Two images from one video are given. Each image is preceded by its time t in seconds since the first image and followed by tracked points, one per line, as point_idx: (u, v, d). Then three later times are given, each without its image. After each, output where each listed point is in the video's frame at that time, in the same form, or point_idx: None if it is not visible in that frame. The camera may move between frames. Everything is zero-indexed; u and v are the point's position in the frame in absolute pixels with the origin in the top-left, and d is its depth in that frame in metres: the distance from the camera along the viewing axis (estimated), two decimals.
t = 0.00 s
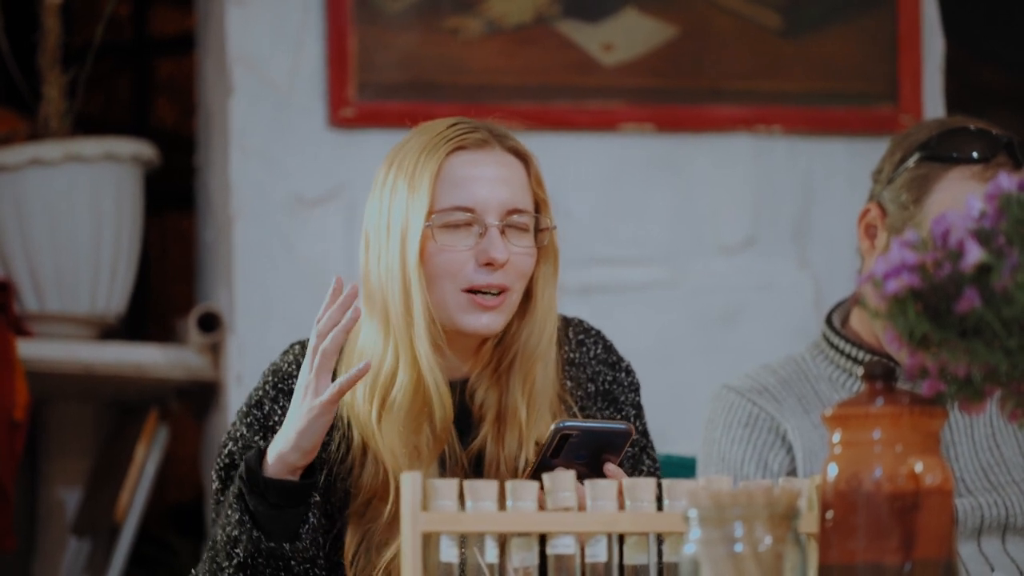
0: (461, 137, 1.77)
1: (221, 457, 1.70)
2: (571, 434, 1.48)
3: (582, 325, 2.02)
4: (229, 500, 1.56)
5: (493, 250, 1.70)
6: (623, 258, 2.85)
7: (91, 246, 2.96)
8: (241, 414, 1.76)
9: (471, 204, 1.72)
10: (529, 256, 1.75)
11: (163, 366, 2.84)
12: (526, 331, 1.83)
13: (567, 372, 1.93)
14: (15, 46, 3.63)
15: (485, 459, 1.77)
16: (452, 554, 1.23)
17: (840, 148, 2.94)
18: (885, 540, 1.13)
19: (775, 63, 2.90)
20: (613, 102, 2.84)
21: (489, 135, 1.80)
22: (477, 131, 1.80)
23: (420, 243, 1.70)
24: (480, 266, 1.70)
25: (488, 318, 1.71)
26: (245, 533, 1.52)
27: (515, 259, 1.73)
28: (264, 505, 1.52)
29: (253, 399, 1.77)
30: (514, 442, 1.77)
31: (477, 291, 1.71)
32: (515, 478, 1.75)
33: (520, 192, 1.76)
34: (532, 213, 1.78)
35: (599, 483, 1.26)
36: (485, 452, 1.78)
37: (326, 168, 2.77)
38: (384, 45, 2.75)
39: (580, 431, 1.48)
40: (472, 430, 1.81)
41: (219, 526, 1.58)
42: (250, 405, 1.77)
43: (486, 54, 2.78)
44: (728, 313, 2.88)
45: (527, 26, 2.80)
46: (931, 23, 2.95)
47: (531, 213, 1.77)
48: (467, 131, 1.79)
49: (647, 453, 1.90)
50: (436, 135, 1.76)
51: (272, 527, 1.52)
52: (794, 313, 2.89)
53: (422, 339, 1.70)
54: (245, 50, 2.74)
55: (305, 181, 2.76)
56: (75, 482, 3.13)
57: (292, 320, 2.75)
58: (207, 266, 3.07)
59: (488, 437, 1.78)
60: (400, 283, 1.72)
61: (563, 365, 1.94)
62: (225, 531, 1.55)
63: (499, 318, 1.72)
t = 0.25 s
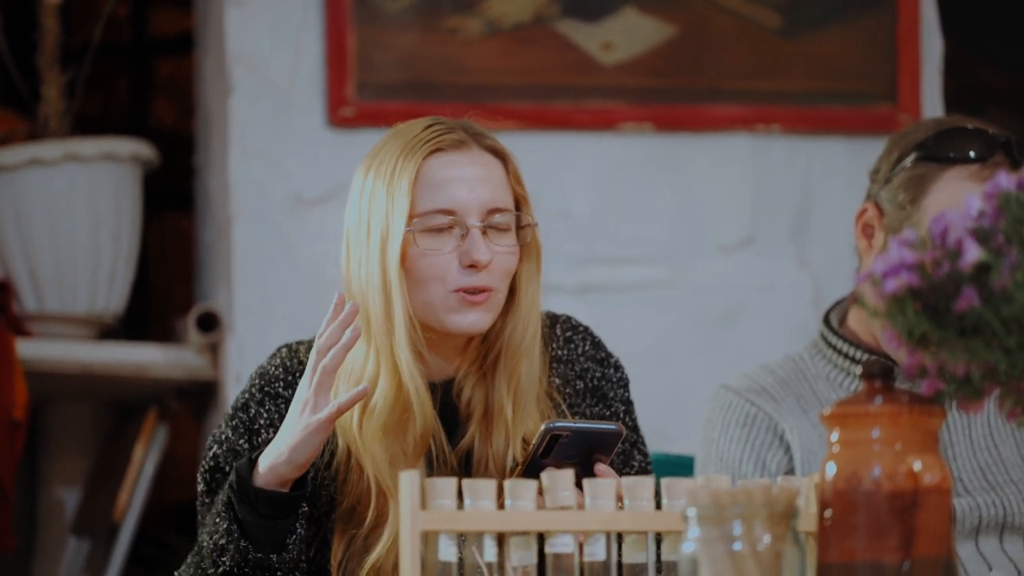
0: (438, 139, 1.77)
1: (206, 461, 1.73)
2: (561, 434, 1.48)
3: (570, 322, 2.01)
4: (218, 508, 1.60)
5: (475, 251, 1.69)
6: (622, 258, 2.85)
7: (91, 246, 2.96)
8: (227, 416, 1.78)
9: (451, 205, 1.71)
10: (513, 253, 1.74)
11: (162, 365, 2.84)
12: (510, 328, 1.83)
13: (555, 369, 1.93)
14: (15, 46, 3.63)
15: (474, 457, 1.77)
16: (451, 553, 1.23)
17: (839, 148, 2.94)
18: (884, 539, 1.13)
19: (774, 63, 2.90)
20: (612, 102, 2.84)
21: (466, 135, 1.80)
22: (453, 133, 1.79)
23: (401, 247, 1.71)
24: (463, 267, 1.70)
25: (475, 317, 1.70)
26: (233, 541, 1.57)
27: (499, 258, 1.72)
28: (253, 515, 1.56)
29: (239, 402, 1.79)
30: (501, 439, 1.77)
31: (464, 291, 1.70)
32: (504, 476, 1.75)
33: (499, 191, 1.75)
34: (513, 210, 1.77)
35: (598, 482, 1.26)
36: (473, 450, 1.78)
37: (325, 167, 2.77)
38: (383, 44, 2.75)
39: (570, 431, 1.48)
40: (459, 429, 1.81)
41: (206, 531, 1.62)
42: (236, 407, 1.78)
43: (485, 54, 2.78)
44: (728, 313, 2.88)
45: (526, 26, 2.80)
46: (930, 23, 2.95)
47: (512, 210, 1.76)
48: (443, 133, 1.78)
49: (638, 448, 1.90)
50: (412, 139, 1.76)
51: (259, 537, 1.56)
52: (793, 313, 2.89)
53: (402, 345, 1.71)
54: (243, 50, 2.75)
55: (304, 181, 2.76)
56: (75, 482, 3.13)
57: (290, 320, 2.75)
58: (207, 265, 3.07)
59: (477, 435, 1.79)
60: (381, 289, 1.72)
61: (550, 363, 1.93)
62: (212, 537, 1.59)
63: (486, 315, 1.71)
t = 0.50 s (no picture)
0: (426, 145, 1.75)
1: (196, 463, 1.72)
2: (558, 438, 1.48)
3: (562, 319, 2.01)
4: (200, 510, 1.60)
5: (466, 261, 1.69)
6: (621, 256, 2.85)
7: (89, 245, 2.96)
8: (217, 419, 1.78)
9: (442, 214, 1.70)
10: (502, 259, 1.74)
11: (161, 365, 2.84)
12: (500, 329, 1.82)
13: (547, 366, 1.93)
14: (12, 46, 3.63)
15: (466, 454, 1.79)
16: (450, 552, 1.23)
17: (837, 146, 2.94)
18: (882, 537, 1.14)
19: (772, 61, 2.90)
20: (611, 100, 2.84)
21: (455, 139, 1.77)
22: (443, 138, 1.77)
23: (392, 258, 1.70)
24: (454, 276, 1.70)
25: (467, 325, 1.71)
26: (212, 543, 1.56)
27: (488, 265, 1.72)
28: (233, 517, 1.56)
29: (228, 404, 1.79)
30: (491, 439, 1.78)
31: (455, 300, 1.71)
32: (496, 476, 1.76)
33: (490, 196, 1.74)
34: (504, 215, 1.76)
35: (597, 481, 1.26)
36: (464, 447, 1.79)
37: (323, 167, 2.76)
38: (381, 43, 2.75)
39: (566, 436, 1.48)
40: (451, 427, 1.82)
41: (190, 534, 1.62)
42: (225, 410, 1.78)
43: (483, 52, 2.78)
44: (726, 312, 2.88)
45: (524, 24, 2.80)
46: (928, 21, 2.95)
47: (502, 216, 1.75)
48: (432, 138, 1.76)
49: (632, 444, 1.91)
50: (401, 145, 1.74)
51: (238, 539, 1.56)
52: (791, 311, 2.89)
53: (391, 358, 1.71)
54: (241, 50, 2.75)
55: (302, 179, 2.76)
56: (73, 481, 3.13)
57: (288, 319, 2.75)
58: (205, 264, 3.07)
59: (467, 433, 1.79)
60: (369, 296, 1.72)
61: (541, 359, 1.93)
62: (193, 541, 1.59)
63: (477, 323, 1.72)
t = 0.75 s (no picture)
0: (426, 154, 1.72)
1: (197, 468, 1.73)
2: (557, 439, 1.48)
3: (560, 316, 2.01)
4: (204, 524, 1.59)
5: (466, 272, 1.68)
6: (623, 254, 2.85)
7: (90, 244, 2.96)
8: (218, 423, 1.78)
9: (443, 225, 1.69)
10: (501, 267, 1.74)
11: (163, 363, 2.84)
12: (497, 332, 1.82)
13: (546, 363, 1.92)
14: (15, 44, 3.63)
15: (464, 452, 1.79)
16: (453, 549, 1.22)
17: (839, 144, 2.94)
18: (885, 534, 1.14)
19: (773, 59, 2.90)
20: (613, 98, 2.83)
21: (455, 146, 1.75)
22: (443, 145, 1.74)
23: (392, 268, 1.70)
24: (453, 286, 1.70)
25: (465, 333, 1.71)
26: (222, 560, 1.57)
27: (487, 274, 1.71)
28: (241, 534, 1.56)
29: (229, 407, 1.79)
30: (489, 439, 1.78)
31: (453, 309, 1.71)
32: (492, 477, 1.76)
33: (490, 204, 1.73)
34: (503, 222, 1.76)
35: (599, 479, 1.27)
36: (463, 445, 1.80)
37: (324, 165, 2.76)
38: (382, 41, 2.75)
39: (566, 437, 1.47)
40: (449, 425, 1.82)
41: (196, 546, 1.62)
42: (225, 413, 1.78)
43: (485, 50, 2.78)
44: (727, 311, 2.88)
45: (526, 22, 2.79)
46: (930, 18, 2.94)
47: (501, 223, 1.74)
48: (432, 145, 1.74)
49: (631, 441, 1.91)
50: (401, 152, 1.73)
51: (248, 554, 1.57)
52: (794, 309, 2.89)
53: (389, 368, 1.71)
54: (243, 48, 2.74)
55: (304, 177, 2.76)
56: (76, 479, 3.13)
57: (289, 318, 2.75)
58: (207, 262, 3.07)
59: (465, 431, 1.80)
60: (366, 305, 1.72)
61: (540, 356, 1.93)
62: (201, 556, 1.59)
63: (475, 331, 1.72)
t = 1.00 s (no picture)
0: (437, 158, 1.72)
1: (202, 469, 1.74)
2: (561, 444, 1.48)
3: (565, 318, 2.01)
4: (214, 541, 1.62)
5: (473, 277, 1.68)
6: (623, 255, 2.85)
7: (91, 244, 2.96)
8: (222, 424, 1.78)
9: (452, 229, 1.69)
10: (508, 272, 1.73)
11: (164, 364, 2.85)
12: (503, 335, 1.82)
13: (550, 366, 1.92)
14: (16, 45, 3.63)
15: (468, 452, 1.79)
16: (454, 551, 1.22)
17: (840, 145, 2.94)
18: (886, 536, 1.14)
19: (774, 60, 2.90)
20: (614, 98, 2.83)
21: (467, 151, 1.74)
22: (454, 149, 1.74)
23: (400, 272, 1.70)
24: (461, 290, 1.69)
25: (473, 336, 1.70)
26: None
27: (494, 279, 1.71)
28: (251, 553, 1.58)
29: (233, 408, 1.79)
30: (491, 441, 1.78)
31: (460, 313, 1.70)
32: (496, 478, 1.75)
33: (499, 209, 1.73)
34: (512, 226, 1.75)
35: (600, 481, 1.27)
36: (466, 446, 1.80)
37: (325, 166, 2.77)
38: (384, 42, 2.75)
39: (570, 441, 1.48)
40: (453, 425, 1.82)
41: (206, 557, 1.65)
42: (229, 413, 1.78)
43: (486, 51, 2.78)
44: (726, 312, 2.88)
45: (527, 22, 2.80)
46: (932, 19, 2.94)
47: (510, 229, 1.74)
48: (443, 149, 1.73)
49: (634, 444, 1.91)
50: (411, 156, 1.73)
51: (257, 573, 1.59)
52: (795, 310, 2.89)
53: (394, 370, 1.72)
54: (243, 48, 2.74)
55: (305, 178, 2.76)
56: (77, 479, 3.13)
57: (290, 319, 2.75)
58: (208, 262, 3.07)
59: (469, 433, 1.80)
60: (374, 307, 1.72)
61: (544, 359, 1.93)
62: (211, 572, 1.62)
63: (482, 335, 1.71)
